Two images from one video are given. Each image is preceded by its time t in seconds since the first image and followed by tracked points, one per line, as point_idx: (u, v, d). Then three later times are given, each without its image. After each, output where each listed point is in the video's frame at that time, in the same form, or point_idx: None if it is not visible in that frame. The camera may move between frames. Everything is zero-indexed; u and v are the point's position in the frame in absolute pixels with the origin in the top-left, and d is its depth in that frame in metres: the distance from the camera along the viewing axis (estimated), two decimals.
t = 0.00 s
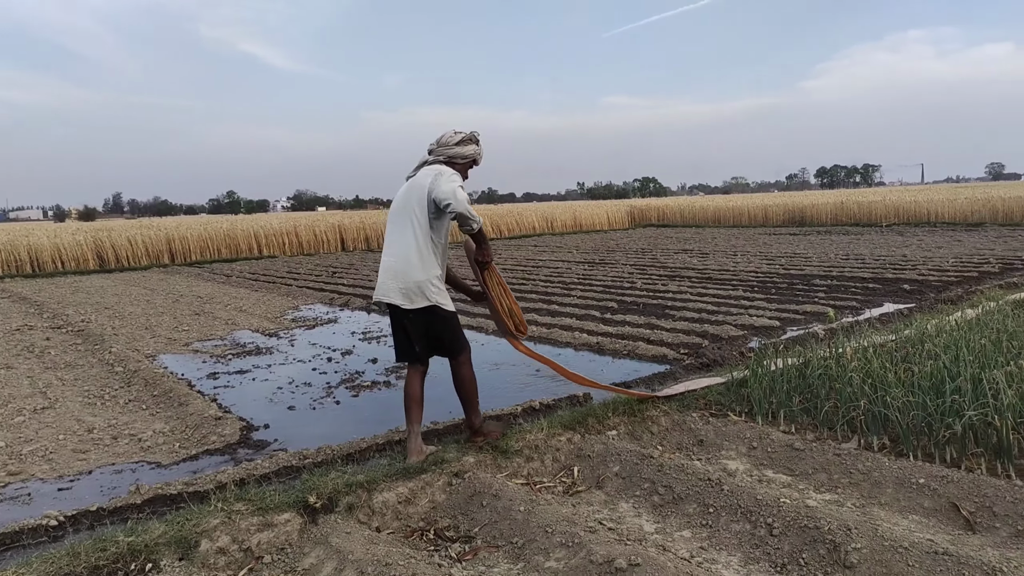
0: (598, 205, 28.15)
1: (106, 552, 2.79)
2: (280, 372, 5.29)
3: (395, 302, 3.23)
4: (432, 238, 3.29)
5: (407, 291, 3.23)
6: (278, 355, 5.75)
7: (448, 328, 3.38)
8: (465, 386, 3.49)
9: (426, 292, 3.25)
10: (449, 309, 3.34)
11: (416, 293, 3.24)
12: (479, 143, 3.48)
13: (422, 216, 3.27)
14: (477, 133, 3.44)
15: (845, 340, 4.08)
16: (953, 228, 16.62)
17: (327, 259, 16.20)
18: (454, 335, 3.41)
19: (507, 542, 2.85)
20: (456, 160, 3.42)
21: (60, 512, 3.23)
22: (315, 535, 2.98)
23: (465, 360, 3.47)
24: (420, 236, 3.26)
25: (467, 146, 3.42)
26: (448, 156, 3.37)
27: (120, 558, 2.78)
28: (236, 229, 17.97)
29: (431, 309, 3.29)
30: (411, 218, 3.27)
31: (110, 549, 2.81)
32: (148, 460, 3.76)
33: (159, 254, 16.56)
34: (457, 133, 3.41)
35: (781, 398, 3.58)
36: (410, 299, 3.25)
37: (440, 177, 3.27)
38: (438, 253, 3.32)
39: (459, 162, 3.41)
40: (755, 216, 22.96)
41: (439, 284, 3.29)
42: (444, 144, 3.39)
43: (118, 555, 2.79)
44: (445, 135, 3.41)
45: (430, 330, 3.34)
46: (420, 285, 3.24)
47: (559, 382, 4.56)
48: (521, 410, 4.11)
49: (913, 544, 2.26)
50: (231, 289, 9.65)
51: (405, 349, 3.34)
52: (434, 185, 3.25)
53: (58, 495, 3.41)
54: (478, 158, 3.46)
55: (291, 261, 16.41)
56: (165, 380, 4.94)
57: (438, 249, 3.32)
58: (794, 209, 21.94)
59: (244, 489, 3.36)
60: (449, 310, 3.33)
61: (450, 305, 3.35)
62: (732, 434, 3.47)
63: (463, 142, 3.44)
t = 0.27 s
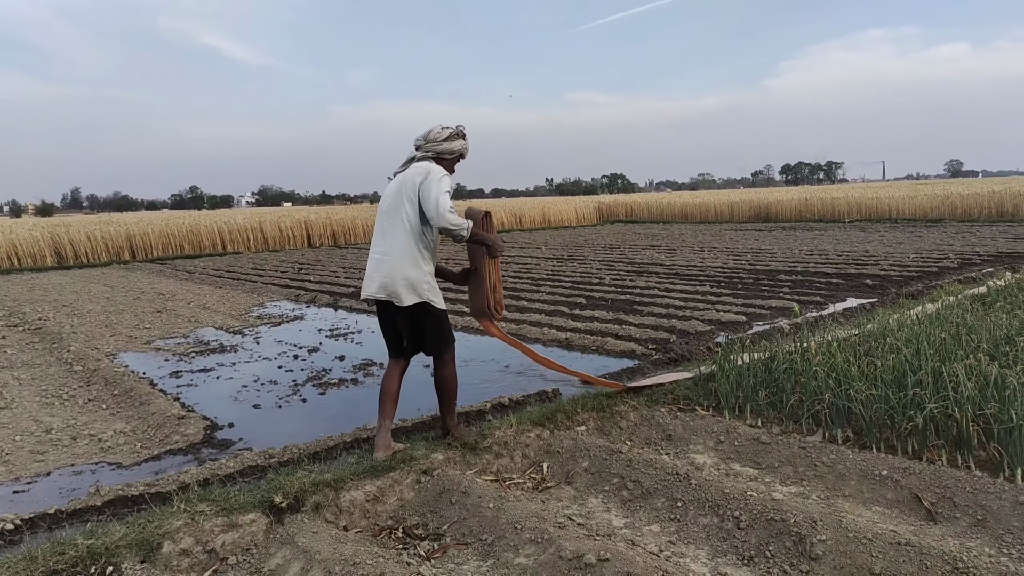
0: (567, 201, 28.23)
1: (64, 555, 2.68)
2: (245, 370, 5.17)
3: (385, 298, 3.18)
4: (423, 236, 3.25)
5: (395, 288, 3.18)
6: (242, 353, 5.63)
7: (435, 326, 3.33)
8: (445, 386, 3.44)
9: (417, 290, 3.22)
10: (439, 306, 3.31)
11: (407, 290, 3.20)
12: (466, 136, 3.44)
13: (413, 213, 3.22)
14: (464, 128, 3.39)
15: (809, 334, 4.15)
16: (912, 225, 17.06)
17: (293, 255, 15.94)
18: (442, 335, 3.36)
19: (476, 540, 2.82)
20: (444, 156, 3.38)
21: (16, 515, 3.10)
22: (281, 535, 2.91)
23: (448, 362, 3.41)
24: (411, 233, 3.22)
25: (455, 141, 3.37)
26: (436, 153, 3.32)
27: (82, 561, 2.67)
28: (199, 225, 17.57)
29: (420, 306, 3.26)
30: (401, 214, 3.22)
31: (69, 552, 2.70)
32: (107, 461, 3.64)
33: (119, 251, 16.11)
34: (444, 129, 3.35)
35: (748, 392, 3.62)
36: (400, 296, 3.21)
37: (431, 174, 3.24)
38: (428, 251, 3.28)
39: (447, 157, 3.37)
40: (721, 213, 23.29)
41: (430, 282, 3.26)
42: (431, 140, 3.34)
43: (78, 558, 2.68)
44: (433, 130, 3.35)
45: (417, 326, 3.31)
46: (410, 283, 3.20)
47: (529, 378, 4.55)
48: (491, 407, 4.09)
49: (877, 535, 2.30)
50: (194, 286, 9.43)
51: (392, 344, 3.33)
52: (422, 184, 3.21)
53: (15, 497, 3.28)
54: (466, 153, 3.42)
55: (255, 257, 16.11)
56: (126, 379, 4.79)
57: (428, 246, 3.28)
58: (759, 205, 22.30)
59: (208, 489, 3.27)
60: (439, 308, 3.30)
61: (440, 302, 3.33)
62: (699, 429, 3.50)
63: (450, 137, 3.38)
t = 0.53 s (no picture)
0: (552, 199, 28.23)
1: (47, 568, 2.63)
2: (230, 375, 5.12)
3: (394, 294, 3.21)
4: (433, 235, 3.28)
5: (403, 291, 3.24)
6: (228, 357, 5.57)
7: (437, 324, 3.35)
8: (444, 385, 3.47)
9: (425, 288, 3.24)
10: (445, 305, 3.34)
11: (415, 287, 3.23)
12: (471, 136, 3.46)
13: (422, 212, 3.25)
14: (471, 128, 3.42)
15: (797, 329, 4.18)
16: (894, 219, 17.26)
17: (277, 257, 15.79)
18: (444, 335, 3.38)
19: (468, 543, 2.80)
20: (452, 156, 3.40)
21: None
22: (270, 542, 2.88)
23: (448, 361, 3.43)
24: (420, 231, 3.25)
25: (463, 141, 3.40)
26: (445, 154, 3.35)
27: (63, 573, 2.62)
28: (182, 228, 17.37)
29: (428, 304, 3.29)
30: (411, 214, 3.25)
31: (52, 564, 2.65)
32: (90, 470, 3.58)
33: (99, 254, 15.84)
34: (451, 129, 3.37)
35: (737, 388, 3.64)
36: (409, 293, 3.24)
37: (441, 175, 3.27)
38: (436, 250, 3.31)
39: (455, 158, 3.40)
40: (706, 209, 23.40)
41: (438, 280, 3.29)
42: (439, 141, 3.36)
43: (61, 570, 2.63)
44: (441, 131, 3.37)
45: (422, 324, 3.36)
46: (419, 281, 3.23)
47: (518, 378, 4.55)
48: (481, 407, 4.08)
49: (867, 530, 2.32)
50: (178, 289, 9.32)
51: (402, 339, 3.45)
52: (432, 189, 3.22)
53: None
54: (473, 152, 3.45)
55: (239, 259, 15.94)
56: (110, 386, 4.72)
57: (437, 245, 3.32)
58: (743, 202, 22.45)
59: (195, 497, 3.23)
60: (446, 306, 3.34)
61: (447, 300, 3.36)
62: (689, 426, 3.51)
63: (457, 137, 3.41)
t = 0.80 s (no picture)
0: (520, 201, 28.23)
1: None
2: (191, 378, 4.96)
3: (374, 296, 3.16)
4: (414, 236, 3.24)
5: (381, 291, 3.19)
6: (188, 360, 5.40)
7: (417, 327, 3.29)
8: (418, 389, 3.41)
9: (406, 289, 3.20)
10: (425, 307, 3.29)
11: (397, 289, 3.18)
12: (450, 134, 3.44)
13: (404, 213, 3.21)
14: (449, 127, 3.40)
15: (763, 333, 4.23)
16: (853, 224, 17.70)
17: (241, 258, 15.45)
18: (422, 339, 3.33)
19: (436, 550, 2.74)
20: (434, 156, 3.37)
21: None
22: (232, 552, 2.77)
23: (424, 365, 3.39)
24: (402, 233, 3.20)
25: (443, 141, 3.37)
26: (428, 155, 3.31)
27: None
28: (140, 227, 16.86)
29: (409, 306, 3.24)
30: (393, 215, 3.20)
31: None
32: (41, 478, 3.42)
33: (55, 254, 15.27)
34: (431, 129, 3.33)
35: (706, 392, 3.66)
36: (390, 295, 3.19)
37: (423, 176, 3.23)
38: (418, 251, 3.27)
39: (437, 158, 3.36)
40: (672, 212, 23.67)
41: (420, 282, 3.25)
42: (420, 142, 3.32)
43: None
44: (421, 131, 3.33)
45: (401, 325, 3.30)
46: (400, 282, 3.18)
47: (487, 382, 4.51)
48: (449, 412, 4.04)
49: (836, 534, 2.34)
50: (135, 290, 9.03)
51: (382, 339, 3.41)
52: (412, 189, 3.18)
53: None
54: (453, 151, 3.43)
55: (200, 260, 15.53)
56: (63, 390, 4.53)
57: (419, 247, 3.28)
58: (708, 205, 22.78)
59: (153, 506, 3.11)
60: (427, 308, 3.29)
61: (428, 302, 3.31)
62: (659, 430, 3.52)
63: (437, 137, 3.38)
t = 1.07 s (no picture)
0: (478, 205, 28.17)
1: None
2: (139, 389, 4.75)
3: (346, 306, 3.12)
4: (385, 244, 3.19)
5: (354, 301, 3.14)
6: (136, 371, 5.18)
7: (393, 334, 3.25)
8: (389, 398, 3.35)
9: (378, 298, 3.16)
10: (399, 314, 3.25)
11: (368, 298, 3.14)
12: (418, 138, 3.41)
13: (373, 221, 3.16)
14: (417, 132, 3.37)
15: (720, 336, 4.29)
16: (803, 227, 18.21)
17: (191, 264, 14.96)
18: (398, 347, 3.30)
19: (397, 562, 2.67)
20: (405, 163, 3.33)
21: None
22: (183, 569, 2.64)
23: (396, 374, 3.33)
24: (372, 241, 3.16)
25: (413, 146, 3.34)
26: (400, 161, 3.28)
27: None
28: (83, 232, 16.18)
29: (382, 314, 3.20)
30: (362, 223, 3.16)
31: None
32: None
33: None
34: (400, 135, 3.30)
35: (666, 395, 3.69)
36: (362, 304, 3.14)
37: (392, 183, 3.19)
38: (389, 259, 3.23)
39: (409, 164, 3.33)
40: (628, 216, 23.95)
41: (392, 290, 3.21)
42: (391, 150, 3.27)
43: None
44: (390, 138, 3.28)
45: (376, 334, 3.24)
46: (372, 291, 3.14)
47: (446, 388, 4.45)
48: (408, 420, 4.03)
49: (796, 535, 2.37)
50: (77, 298, 8.64)
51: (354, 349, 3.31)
52: (380, 197, 3.14)
53: None
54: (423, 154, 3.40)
55: (146, 266, 14.99)
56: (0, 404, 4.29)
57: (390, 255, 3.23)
58: (664, 208, 23.15)
59: (98, 523, 2.95)
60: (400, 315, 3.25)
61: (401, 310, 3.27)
62: (620, 434, 3.52)
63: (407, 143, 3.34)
